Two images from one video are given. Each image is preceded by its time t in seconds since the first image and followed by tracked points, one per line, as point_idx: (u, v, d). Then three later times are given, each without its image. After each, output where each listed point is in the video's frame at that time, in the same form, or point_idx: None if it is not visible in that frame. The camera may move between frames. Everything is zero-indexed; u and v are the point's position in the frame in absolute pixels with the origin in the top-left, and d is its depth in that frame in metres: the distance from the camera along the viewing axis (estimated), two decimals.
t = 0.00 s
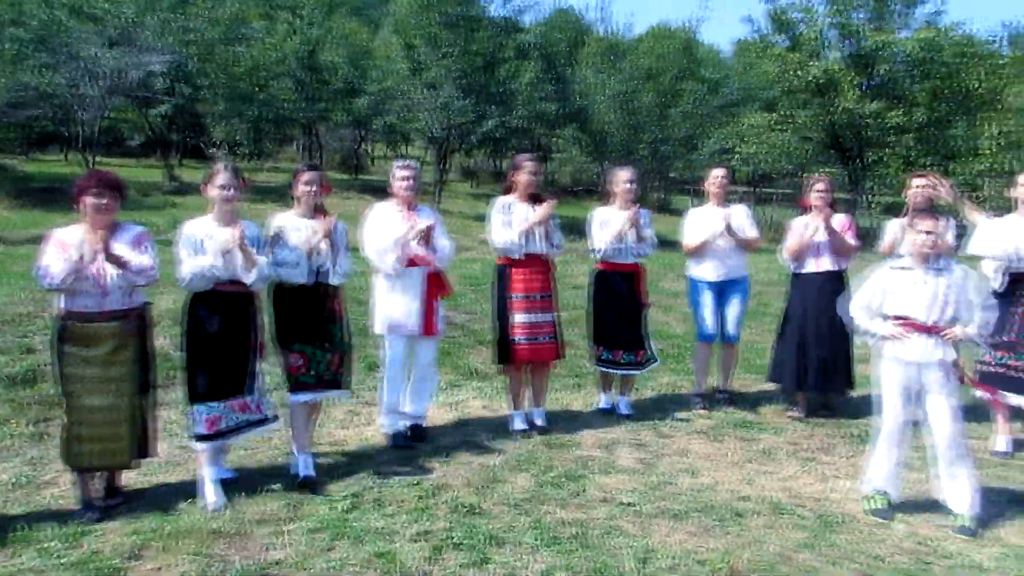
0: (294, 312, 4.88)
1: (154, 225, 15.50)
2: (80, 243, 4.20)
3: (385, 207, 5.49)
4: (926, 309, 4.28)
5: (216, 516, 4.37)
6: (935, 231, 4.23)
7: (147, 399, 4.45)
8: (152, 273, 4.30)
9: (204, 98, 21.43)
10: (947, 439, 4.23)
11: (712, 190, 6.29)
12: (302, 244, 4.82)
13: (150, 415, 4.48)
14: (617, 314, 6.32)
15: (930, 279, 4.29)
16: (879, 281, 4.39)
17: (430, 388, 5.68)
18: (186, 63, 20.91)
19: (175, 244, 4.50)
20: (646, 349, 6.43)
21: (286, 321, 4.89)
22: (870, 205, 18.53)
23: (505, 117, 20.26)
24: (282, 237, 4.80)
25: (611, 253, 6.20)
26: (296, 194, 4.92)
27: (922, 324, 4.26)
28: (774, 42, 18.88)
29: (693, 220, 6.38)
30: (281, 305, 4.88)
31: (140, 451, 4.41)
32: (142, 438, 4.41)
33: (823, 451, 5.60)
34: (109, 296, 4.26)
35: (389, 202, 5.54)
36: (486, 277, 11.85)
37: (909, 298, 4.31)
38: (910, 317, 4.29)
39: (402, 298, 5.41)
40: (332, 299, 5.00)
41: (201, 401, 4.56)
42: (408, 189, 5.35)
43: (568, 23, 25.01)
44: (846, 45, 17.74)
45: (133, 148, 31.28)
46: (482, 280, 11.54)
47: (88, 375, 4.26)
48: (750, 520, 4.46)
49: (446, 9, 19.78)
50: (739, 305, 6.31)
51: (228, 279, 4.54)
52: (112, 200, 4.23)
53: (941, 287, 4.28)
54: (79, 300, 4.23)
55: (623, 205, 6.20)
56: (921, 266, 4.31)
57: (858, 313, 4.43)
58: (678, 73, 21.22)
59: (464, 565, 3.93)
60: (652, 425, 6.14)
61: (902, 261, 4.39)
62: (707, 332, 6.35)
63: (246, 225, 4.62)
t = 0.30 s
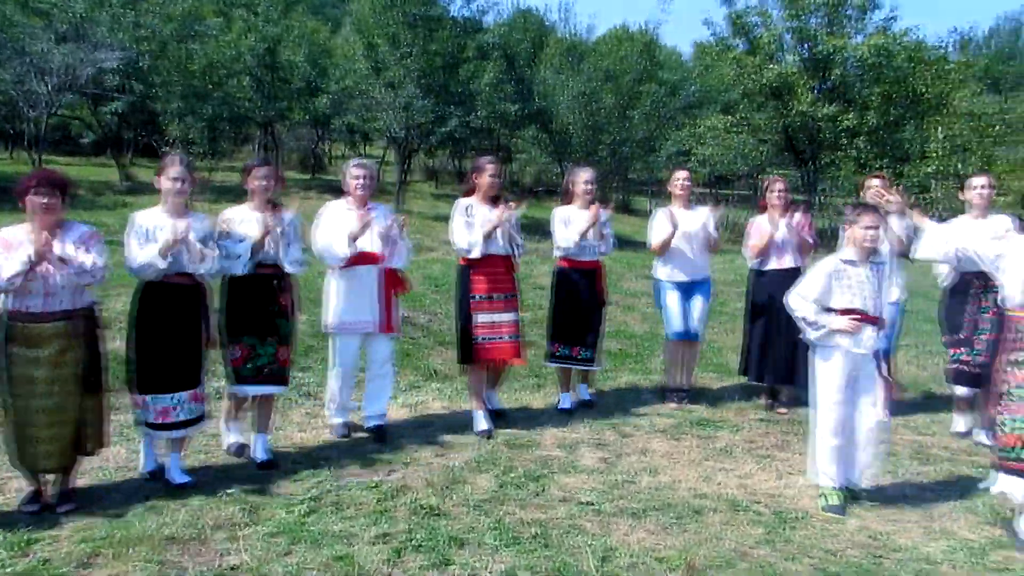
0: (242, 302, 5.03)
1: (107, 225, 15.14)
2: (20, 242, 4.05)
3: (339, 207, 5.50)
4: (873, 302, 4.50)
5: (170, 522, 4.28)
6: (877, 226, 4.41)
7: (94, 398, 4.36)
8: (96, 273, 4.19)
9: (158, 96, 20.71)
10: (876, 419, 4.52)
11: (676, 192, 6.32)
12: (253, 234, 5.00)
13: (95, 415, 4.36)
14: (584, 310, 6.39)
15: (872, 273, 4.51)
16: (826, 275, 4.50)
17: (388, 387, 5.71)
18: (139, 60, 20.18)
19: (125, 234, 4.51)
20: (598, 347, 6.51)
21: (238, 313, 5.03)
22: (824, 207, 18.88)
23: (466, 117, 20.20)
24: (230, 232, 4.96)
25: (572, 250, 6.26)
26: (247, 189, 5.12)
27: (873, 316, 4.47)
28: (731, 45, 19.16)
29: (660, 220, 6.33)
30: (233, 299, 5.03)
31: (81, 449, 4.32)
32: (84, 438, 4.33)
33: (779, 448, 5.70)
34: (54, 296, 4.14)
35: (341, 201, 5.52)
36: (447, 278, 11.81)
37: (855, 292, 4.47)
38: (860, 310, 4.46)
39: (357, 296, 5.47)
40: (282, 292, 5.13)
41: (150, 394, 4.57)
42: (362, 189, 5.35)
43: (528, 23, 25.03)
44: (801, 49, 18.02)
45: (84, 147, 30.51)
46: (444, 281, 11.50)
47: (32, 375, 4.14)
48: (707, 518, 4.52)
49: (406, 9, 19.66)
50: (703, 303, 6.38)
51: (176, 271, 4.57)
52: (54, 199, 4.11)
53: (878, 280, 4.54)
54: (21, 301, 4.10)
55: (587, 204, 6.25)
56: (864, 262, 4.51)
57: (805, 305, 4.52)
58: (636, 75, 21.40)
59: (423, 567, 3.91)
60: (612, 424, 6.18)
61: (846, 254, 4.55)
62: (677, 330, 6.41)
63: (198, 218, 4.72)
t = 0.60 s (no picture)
0: (192, 300, 5.00)
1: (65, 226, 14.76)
2: None
3: (292, 203, 5.48)
4: (831, 299, 4.57)
5: (130, 528, 4.19)
6: (829, 225, 4.51)
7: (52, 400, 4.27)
8: (51, 273, 4.08)
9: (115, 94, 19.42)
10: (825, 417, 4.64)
11: (640, 192, 6.34)
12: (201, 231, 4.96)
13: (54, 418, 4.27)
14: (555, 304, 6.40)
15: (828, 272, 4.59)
16: (783, 276, 4.57)
17: (347, 381, 5.73)
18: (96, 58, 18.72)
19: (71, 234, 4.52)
20: (565, 341, 6.53)
21: (187, 309, 5.01)
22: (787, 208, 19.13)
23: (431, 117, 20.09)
24: (182, 225, 4.90)
25: (538, 250, 6.28)
26: (196, 186, 5.08)
27: (832, 314, 4.54)
28: (694, 47, 19.37)
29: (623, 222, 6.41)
30: (183, 297, 4.99)
31: (46, 454, 4.22)
32: (46, 442, 4.22)
33: (743, 446, 5.77)
34: (4, 299, 4.03)
35: (296, 198, 5.52)
36: (414, 279, 11.75)
37: (813, 290, 4.55)
38: (818, 308, 4.53)
39: (314, 295, 5.47)
40: (233, 287, 5.14)
41: (103, 388, 4.63)
42: (320, 186, 5.39)
43: (494, 24, 25.05)
44: (762, 51, 18.29)
45: (39, 146, 29.72)
46: (410, 282, 11.44)
47: None
48: (673, 516, 4.57)
49: (370, 8, 19.54)
50: (667, 302, 6.44)
51: (124, 271, 4.59)
52: None
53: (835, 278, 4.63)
54: None
55: (551, 203, 6.30)
56: (819, 260, 4.58)
57: (764, 307, 4.54)
58: (602, 76, 21.54)
59: (390, 570, 3.89)
60: (579, 423, 6.20)
61: (801, 253, 4.62)
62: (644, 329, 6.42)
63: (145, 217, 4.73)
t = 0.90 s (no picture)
0: (149, 298, 4.93)
1: (22, 227, 14.41)
2: None
3: (260, 206, 5.44)
4: (803, 302, 4.54)
5: (90, 536, 4.11)
6: (801, 229, 4.46)
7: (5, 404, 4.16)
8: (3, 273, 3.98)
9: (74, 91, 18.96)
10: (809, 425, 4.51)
11: (601, 192, 6.37)
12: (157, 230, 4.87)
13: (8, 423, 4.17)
14: (524, 302, 6.40)
15: (802, 274, 4.55)
16: (754, 276, 4.62)
17: (310, 383, 5.67)
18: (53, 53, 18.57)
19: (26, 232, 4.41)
20: (540, 340, 6.52)
21: (143, 308, 4.93)
22: (752, 208, 19.35)
23: (398, 117, 19.96)
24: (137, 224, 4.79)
25: (508, 249, 6.30)
26: (152, 183, 4.99)
27: (799, 316, 4.53)
28: (660, 49, 19.50)
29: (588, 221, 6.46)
30: (139, 295, 4.92)
31: None
32: None
33: (709, 444, 5.82)
34: None
35: (265, 200, 5.49)
36: (382, 280, 11.68)
37: (787, 292, 4.56)
38: (787, 310, 4.55)
39: (283, 295, 5.42)
40: (192, 284, 5.09)
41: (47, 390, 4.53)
42: (286, 188, 5.34)
43: (461, 24, 25.01)
44: (727, 54, 18.52)
45: None
46: (378, 283, 11.37)
47: None
48: (641, 514, 4.59)
49: (336, 7, 19.44)
50: (625, 301, 6.49)
51: (79, 270, 4.50)
52: None
53: (811, 281, 4.55)
54: None
55: (522, 201, 6.27)
56: (794, 262, 4.58)
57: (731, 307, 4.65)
58: (569, 77, 21.62)
59: (358, 573, 3.86)
60: (548, 423, 6.21)
61: (775, 256, 4.65)
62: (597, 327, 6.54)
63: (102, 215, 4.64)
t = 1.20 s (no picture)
0: (106, 299, 4.83)
1: None
2: None
3: (221, 203, 5.37)
4: (768, 301, 4.57)
5: (47, 543, 4.02)
6: (770, 227, 4.50)
7: None
8: None
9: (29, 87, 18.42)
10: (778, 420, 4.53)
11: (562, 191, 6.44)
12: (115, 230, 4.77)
13: None
14: (492, 300, 6.40)
15: (770, 273, 4.58)
16: (729, 275, 4.69)
17: (273, 383, 5.60)
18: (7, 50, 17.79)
19: None
20: (508, 341, 6.53)
21: (101, 308, 4.83)
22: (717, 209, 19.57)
23: (364, 116, 19.84)
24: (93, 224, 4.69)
25: (473, 249, 6.29)
26: (110, 182, 4.90)
27: (763, 315, 4.56)
28: (626, 51, 19.67)
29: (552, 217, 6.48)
30: (96, 295, 4.82)
31: None
32: None
33: (674, 443, 5.87)
34: None
35: (225, 198, 5.42)
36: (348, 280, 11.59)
37: (755, 290, 4.60)
38: (752, 309, 4.60)
39: (244, 293, 5.33)
40: (148, 285, 5.01)
41: (14, 387, 4.42)
42: (247, 186, 5.27)
43: (428, 23, 24.95)
44: (691, 56, 18.79)
45: None
46: (344, 284, 11.28)
47: None
48: (607, 513, 4.62)
49: (301, 4, 19.30)
50: (584, 295, 6.50)
51: (35, 266, 4.40)
52: None
53: (780, 279, 4.56)
54: None
55: (484, 200, 6.31)
56: (764, 261, 4.62)
57: (711, 303, 4.75)
58: (535, 77, 21.69)
59: None
60: (515, 424, 6.21)
61: (749, 256, 4.71)
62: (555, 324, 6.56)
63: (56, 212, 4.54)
